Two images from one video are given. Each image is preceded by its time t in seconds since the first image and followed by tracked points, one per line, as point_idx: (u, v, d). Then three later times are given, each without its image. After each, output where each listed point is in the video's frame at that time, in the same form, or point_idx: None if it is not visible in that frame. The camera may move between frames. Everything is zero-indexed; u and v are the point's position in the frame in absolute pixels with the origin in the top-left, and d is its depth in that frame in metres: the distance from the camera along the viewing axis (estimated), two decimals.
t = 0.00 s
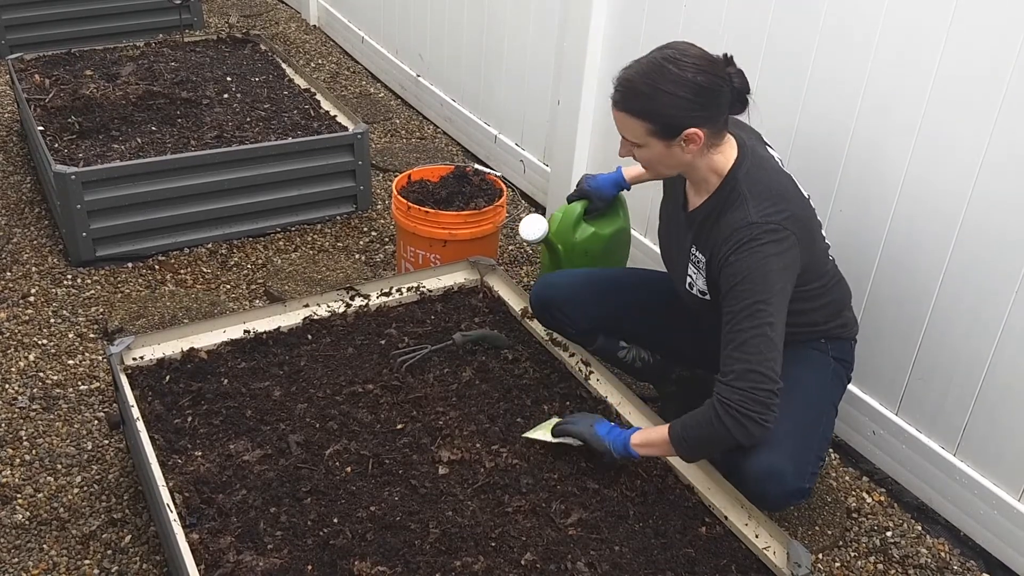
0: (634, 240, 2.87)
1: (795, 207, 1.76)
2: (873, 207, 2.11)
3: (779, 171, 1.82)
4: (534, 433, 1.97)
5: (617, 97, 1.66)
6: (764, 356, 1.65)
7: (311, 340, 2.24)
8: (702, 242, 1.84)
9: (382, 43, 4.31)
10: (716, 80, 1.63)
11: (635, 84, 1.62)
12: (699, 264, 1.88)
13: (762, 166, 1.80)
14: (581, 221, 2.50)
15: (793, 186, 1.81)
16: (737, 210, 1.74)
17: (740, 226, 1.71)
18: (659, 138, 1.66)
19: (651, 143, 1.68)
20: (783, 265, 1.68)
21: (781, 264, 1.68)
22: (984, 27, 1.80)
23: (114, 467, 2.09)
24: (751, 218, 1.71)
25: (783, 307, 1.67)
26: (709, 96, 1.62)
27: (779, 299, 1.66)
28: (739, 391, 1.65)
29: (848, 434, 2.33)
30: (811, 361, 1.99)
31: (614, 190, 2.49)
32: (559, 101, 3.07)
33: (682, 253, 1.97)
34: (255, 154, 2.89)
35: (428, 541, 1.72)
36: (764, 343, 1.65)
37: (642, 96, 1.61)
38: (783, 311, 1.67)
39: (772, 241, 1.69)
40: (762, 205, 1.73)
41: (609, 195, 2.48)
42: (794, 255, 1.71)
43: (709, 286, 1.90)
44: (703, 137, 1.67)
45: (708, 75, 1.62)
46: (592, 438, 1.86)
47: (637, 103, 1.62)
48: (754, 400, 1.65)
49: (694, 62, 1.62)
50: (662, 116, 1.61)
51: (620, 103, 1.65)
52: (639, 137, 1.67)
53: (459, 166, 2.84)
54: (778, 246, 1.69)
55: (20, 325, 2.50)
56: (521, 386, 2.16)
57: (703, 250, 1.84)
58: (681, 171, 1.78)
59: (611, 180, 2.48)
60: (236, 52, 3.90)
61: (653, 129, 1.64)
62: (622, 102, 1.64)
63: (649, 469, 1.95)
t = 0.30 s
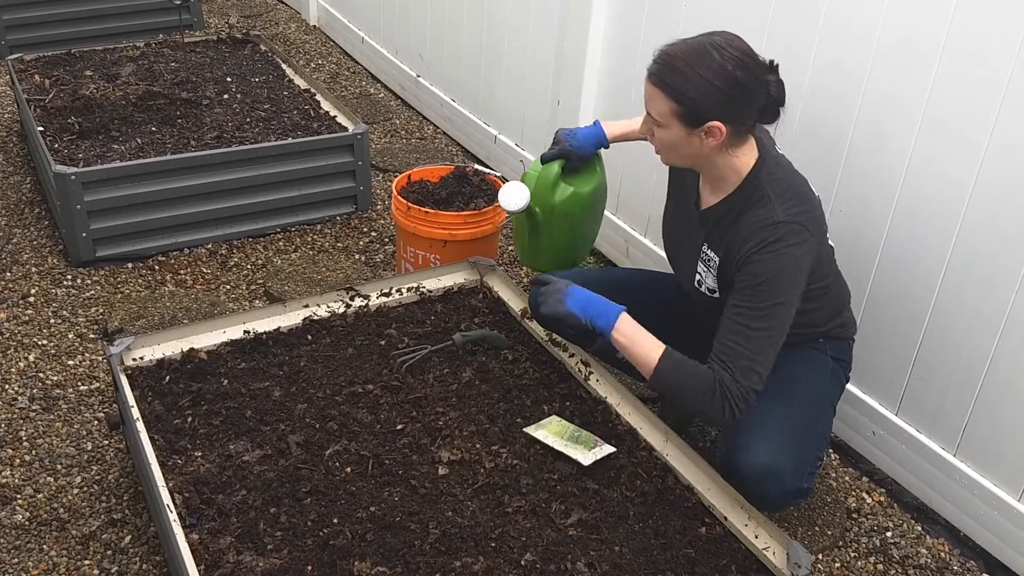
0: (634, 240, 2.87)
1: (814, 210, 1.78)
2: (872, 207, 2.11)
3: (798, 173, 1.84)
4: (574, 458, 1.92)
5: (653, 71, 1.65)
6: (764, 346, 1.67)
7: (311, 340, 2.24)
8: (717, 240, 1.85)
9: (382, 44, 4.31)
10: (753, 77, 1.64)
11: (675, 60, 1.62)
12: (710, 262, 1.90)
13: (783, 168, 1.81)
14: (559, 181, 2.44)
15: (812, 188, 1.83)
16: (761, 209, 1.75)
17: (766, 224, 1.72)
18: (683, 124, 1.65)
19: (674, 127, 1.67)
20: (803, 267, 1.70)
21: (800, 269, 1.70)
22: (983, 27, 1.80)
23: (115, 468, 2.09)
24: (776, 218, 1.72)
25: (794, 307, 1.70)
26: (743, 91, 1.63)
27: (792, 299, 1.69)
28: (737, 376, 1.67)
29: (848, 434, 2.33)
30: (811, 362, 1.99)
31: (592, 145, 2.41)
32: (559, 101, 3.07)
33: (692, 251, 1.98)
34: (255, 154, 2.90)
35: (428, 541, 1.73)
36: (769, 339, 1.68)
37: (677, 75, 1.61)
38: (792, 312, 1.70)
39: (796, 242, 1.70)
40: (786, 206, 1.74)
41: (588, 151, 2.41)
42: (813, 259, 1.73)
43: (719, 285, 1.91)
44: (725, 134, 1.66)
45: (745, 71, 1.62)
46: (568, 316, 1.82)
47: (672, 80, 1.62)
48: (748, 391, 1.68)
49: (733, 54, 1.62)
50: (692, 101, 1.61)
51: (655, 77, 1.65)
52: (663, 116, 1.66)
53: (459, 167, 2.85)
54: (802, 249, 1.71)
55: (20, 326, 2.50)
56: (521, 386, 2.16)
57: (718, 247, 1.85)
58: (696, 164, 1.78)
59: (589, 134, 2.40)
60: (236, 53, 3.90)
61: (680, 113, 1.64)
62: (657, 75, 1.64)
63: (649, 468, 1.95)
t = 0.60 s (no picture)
0: (634, 239, 2.87)
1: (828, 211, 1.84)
2: (872, 207, 2.12)
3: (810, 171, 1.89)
4: (575, 457, 1.93)
5: (703, 52, 1.66)
6: (726, 307, 1.79)
7: (311, 339, 2.24)
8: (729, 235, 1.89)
9: (382, 43, 4.31)
10: (796, 65, 1.69)
11: (728, 42, 1.64)
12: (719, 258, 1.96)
13: (797, 168, 1.86)
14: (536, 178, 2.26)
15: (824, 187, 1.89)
16: (777, 204, 1.80)
17: (781, 218, 1.78)
18: (735, 106, 1.66)
19: (721, 110, 1.67)
20: (796, 272, 1.78)
21: (797, 267, 1.77)
22: (984, 28, 1.80)
23: (115, 467, 2.09)
24: (792, 214, 1.78)
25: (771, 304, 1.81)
26: (788, 76, 1.67)
27: (772, 296, 1.79)
28: (694, 332, 1.80)
29: (848, 434, 2.33)
30: (812, 361, 1.99)
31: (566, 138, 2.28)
32: (558, 101, 3.06)
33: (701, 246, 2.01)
34: (255, 154, 2.90)
35: (428, 541, 1.72)
36: (738, 317, 1.79)
37: (729, 55, 1.63)
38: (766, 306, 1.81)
39: (802, 251, 1.76)
40: (802, 203, 1.80)
41: (564, 145, 2.28)
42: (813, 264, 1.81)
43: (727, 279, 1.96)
44: (770, 119, 1.70)
45: (790, 56, 1.67)
46: (545, 241, 1.96)
47: (729, 60, 1.63)
48: (695, 345, 1.81)
49: (779, 40, 1.67)
50: (749, 80, 1.63)
51: (705, 59, 1.65)
52: (714, 97, 1.66)
53: (459, 166, 2.84)
54: (806, 258, 1.77)
55: (20, 325, 2.50)
56: (521, 385, 2.16)
57: (729, 241, 1.90)
58: (724, 157, 1.79)
59: (563, 127, 2.28)
60: (236, 52, 3.90)
61: (734, 94, 1.65)
62: (707, 55, 1.65)
63: (649, 468, 1.95)
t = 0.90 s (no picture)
0: (634, 239, 2.87)
1: (828, 207, 1.83)
2: (872, 209, 2.12)
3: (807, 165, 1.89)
4: (574, 457, 1.93)
5: (739, 40, 1.65)
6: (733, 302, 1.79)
7: (311, 339, 2.24)
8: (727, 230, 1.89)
9: (382, 43, 4.31)
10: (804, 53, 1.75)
11: (761, 29, 1.66)
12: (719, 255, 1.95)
13: (795, 163, 1.86)
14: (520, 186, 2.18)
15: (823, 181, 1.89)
16: (776, 196, 1.80)
17: (781, 209, 1.78)
18: (775, 90, 1.67)
19: (763, 95, 1.67)
20: (799, 265, 1.79)
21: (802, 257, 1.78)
22: (985, 27, 1.80)
23: (115, 466, 2.09)
24: (792, 205, 1.78)
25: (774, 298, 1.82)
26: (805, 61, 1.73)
27: (775, 290, 1.80)
28: (701, 330, 1.80)
29: (848, 433, 2.33)
30: (810, 359, 1.99)
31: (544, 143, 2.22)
32: (558, 101, 3.05)
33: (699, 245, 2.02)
34: (256, 153, 2.90)
35: (428, 541, 1.72)
36: (743, 313, 1.80)
37: (768, 41, 1.65)
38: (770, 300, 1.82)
39: (804, 244, 1.77)
40: (801, 194, 1.80)
41: (545, 150, 2.22)
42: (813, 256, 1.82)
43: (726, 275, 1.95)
44: (793, 105, 1.74)
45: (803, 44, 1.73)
46: (541, 253, 1.94)
47: (768, 45, 1.64)
48: (702, 343, 1.82)
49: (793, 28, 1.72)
50: (788, 63, 1.66)
51: (739, 46, 1.64)
52: (758, 83, 1.65)
53: (459, 166, 2.83)
54: (808, 250, 1.78)
55: (20, 324, 2.50)
56: (521, 385, 2.16)
57: (727, 237, 1.90)
58: (740, 151, 1.77)
59: (542, 132, 2.23)
60: (236, 52, 3.90)
61: (775, 78, 1.66)
62: (745, 43, 1.64)
63: (649, 468, 1.95)
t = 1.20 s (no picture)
0: (634, 240, 2.87)
1: (824, 204, 1.84)
2: (871, 209, 2.12)
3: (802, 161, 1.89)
4: (574, 458, 1.93)
5: (734, 49, 1.64)
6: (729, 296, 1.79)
7: (311, 340, 2.24)
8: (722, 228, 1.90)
9: (382, 44, 4.31)
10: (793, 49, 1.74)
11: (755, 35, 1.65)
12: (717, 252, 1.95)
13: (791, 161, 1.86)
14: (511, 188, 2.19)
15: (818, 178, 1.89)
16: (773, 191, 1.81)
17: (777, 204, 1.78)
18: (771, 94, 1.68)
19: (760, 101, 1.68)
20: (796, 260, 1.79)
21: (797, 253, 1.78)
22: (984, 27, 1.80)
23: (115, 467, 2.09)
24: (787, 200, 1.78)
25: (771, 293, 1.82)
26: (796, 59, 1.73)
27: (772, 285, 1.80)
28: (697, 326, 1.81)
29: (847, 433, 2.33)
30: (806, 357, 1.99)
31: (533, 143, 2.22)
32: (558, 103, 3.04)
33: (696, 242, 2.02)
34: (256, 154, 2.90)
35: (428, 541, 1.73)
36: (740, 307, 1.80)
37: (761, 47, 1.65)
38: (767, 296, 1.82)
39: (801, 239, 1.77)
40: (797, 189, 1.80)
41: (535, 151, 2.23)
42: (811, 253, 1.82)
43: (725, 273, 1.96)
44: (789, 104, 1.76)
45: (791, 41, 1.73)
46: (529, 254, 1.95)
47: (764, 52, 1.64)
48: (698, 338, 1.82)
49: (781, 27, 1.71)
50: (784, 67, 1.67)
51: (734, 55, 1.64)
52: (756, 90, 1.66)
53: (459, 167, 2.85)
54: (804, 245, 1.78)
55: (20, 326, 2.50)
56: (521, 386, 2.16)
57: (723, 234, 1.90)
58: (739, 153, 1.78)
59: (531, 132, 2.22)
60: (237, 53, 3.90)
61: (771, 83, 1.67)
62: (739, 51, 1.64)
63: (649, 468, 1.95)
